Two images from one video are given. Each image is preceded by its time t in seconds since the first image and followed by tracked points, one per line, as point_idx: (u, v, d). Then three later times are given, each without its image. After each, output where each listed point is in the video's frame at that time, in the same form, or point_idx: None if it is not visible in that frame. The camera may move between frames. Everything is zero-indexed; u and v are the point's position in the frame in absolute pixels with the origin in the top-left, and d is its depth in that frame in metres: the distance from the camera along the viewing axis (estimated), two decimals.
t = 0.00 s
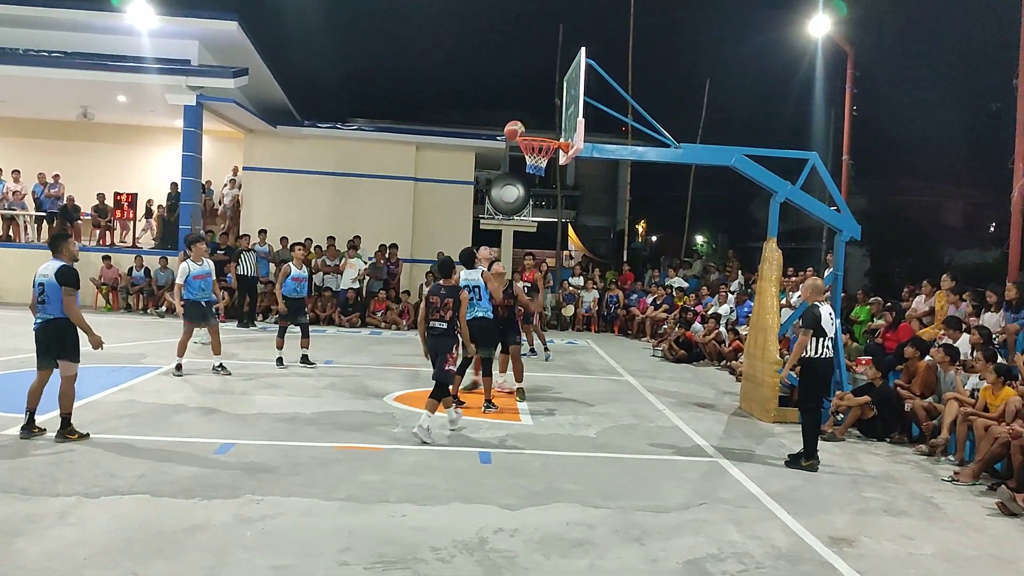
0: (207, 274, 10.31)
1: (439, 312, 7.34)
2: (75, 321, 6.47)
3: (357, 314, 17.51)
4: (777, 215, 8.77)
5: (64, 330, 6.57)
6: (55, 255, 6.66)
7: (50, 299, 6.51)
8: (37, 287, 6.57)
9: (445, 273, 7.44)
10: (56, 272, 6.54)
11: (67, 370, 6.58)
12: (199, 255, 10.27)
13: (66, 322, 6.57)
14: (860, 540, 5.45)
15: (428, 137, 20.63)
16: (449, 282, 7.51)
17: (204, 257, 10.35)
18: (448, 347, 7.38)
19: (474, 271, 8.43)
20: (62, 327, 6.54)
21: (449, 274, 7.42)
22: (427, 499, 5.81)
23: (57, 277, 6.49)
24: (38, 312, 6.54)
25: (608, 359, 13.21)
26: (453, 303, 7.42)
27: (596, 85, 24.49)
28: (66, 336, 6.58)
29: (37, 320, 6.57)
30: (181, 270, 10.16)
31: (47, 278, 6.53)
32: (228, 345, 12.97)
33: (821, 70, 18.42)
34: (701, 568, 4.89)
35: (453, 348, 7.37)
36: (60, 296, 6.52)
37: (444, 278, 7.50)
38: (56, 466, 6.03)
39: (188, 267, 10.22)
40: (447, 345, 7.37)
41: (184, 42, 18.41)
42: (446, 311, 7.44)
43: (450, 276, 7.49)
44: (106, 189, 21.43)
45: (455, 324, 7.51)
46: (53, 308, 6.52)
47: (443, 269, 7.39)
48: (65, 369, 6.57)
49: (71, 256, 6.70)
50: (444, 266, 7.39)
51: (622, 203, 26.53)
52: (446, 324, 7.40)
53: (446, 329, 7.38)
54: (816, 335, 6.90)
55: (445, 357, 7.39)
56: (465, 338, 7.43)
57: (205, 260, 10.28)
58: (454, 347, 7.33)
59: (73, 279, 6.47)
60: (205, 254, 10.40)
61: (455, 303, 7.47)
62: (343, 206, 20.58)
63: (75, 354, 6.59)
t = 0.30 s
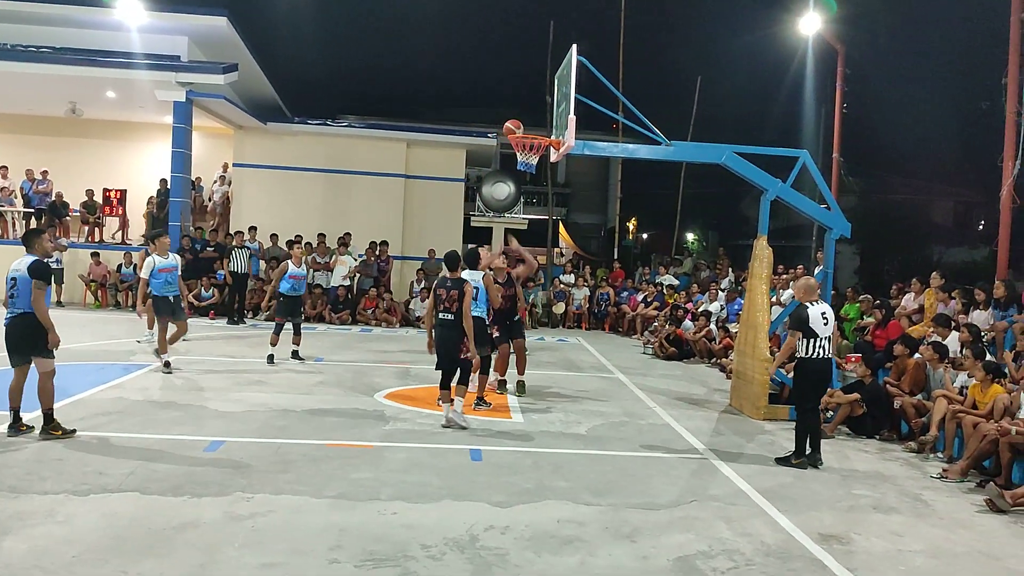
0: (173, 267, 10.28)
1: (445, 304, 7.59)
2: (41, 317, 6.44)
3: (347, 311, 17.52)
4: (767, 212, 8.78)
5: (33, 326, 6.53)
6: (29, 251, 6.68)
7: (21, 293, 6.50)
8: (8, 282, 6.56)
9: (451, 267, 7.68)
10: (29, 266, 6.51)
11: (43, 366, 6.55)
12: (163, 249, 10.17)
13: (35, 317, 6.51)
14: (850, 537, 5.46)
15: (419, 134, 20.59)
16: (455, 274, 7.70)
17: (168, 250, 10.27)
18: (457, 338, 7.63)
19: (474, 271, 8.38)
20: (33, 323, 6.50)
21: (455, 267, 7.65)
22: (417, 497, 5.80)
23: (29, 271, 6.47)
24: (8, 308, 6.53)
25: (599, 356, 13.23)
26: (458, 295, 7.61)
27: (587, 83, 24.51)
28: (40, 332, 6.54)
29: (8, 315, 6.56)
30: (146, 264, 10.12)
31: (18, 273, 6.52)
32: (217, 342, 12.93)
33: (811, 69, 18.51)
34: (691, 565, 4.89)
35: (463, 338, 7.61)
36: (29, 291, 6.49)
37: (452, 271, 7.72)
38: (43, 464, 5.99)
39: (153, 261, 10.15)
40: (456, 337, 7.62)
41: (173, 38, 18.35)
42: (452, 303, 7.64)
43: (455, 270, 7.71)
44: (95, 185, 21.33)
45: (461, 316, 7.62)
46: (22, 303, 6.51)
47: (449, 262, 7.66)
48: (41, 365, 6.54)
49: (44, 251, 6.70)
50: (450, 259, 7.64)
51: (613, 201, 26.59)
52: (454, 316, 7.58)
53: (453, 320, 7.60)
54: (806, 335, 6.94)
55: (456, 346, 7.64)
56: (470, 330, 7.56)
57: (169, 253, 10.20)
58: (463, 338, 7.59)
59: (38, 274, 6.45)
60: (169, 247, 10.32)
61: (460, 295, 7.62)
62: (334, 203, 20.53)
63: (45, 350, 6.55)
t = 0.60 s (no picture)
0: (143, 268, 10.19)
1: (451, 304, 7.62)
2: (27, 318, 6.44)
3: (342, 310, 17.53)
4: (761, 210, 8.80)
5: (17, 326, 6.52)
6: (14, 249, 6.67)
7: (6, 293, 6.49)
8: None
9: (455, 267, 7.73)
10: (14, 265, 6.50)
11: (26, 366, 6.61)
12: (134, 249, 10.14)
13: (19, 317, 6.53)
14: (844, 535, 5.47)
15: (413, 132, 20.58)
16: (458, 274, 7.76)
17: (140, 250, 10.21)
18: (463, 338, 7.67)
19: (485, 276, 8.46)
20: (18, 323, 6.51)
21: (458, 267, 7.70)
22: (412, 495, 5.80)
23: (15, 271, 6.46)
24: None
25: (593, 354, 13.25)
26: (465, 295, 7.68)
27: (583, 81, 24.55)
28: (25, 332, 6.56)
29: None
30: (117, 264, 10.12)
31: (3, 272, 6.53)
32: (211, 340, 12.91)
33: (805, 68, 18.56)
34: (685, 563, 4.90)
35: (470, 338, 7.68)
36: (14, 290, 6.49)
37: (456, 271, 7.77)
38: (37, 463, 5.98)
39: (123, 261, 10.15)
40: (463, 336, 7.68)
41: (167, 36, 18.30)
42: (457, 303, 7.71)
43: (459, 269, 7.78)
44: (89, 183, 21.27)
45: (468, 315, 7.74)
46: (6, 302, 6.51)
47: (453, 262, 7.68)
48: (23, 365, 6.59)
49: (28, 250, 6.71)
50: (454, 259, 7.68)
51: (608, 200, 26.62)
52: (461, 316, 7.66)
53: (460, 320, 7.67)
54: (816, 336, 6.77)
55: (462, 346, 7.68)
56: (477, 328, 7.70)
57: (141, 253, 10.16)
58: (468, 337, 7.63)
59: (22, 272, 6.42)
60: (142, 248, 10.28)
61: (468, 294, 7.72)
62: (328, 201, 20.52)
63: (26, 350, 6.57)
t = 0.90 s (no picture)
0: (115, 263, 10.26)
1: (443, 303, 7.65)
2: (23, 319, 6.48)
3: (335, 309, 17.50)
4: (754, 210, 8.81)
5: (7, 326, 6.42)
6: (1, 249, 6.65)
7: None
8: None
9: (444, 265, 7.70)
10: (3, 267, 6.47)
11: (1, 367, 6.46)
12: (105, 245, 10.15)
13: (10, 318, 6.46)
14: (836, 533, 5.49)
15: (406, 131, 20.57)
16: (447, 272, 7.75)
17: (109, 246, 10.25)
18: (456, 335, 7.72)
19: (482, 271, 8.39)
20: (7, 325, 6.40)
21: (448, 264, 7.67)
22: (406, 495, 5.79)
23: (4, 271, 6.45)
24: None
25: (587, 353, 13.28)
26: (455, 293, 7.72)
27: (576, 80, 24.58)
28: (11, 332, 6.49)
29: None
30: (89, 261, 9.95)
31: None
32: (203, 339, 12.89)
33: (799, 67, 18.60)
34: (678, 561, 4.90)
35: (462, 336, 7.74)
36: (4, 291, 6.45)
37: (444, 269, 7.76)
38: (29, 463, 5.95)
39: (95, 258, 10.04)
40: (455, 334, 7.72)
41: (159, 34, 18.25)
42: (449, 301, 7.73)
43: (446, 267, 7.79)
44: (81, 182, 21.22)
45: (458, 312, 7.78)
46: None
47: (443, 261, 7.63)
48: None
49: (14, 249, 6.70)
50: (444, 257, 7.62)
51: (601, 199, 26.65)
52: (452, 314, 7.71)
53: (452, 318, 7.71)
54: (827, 333, 6.69)
55: (456, 344, 7.72)
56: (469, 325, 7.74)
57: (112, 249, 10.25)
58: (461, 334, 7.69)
59: (10, 274, 6.45)
60: (111, 244, 10.33)
61: (456, 292, 7.74)
62: (321, 200, 20.50)
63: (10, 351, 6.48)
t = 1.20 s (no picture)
0: (76, 264, 10.21)
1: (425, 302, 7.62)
2: None
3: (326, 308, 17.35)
4: (745, 210, 8.83)
5: None
6: None
7: None
8: None
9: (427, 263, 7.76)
10: None
11: None
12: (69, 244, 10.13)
13: None
14: (826, 532, 5.51)
15: (398, 130, 20.54)
16: (431, 271, 7.77)
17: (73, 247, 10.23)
18: (438, 334, 7.75)
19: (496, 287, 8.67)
20: None
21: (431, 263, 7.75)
22: (397, 495, 5.79)
23: None
24: None
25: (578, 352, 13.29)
26: (438, 291, 7.67)
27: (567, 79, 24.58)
28: None
29: None
30: (50, 258, 9.92)
31: None
32: (192, 339, 12.85)
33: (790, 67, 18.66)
34: (669, 561, 4.91)
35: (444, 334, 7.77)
36: None
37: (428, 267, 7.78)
38: (17, 465, 5.92)
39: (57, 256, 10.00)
40: (437, 333, 7.74)
41: (148, 33, 18.18)
42: (430, 299, 7.69)
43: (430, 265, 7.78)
44: (69, 181, 21.11)
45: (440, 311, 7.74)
46: None
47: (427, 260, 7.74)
48: None
49: None
50: (427, 256, 7.75)
51: (592, 198, 26.67)
52: (434, 312, 7.68)
53: (433, 317, 7.69)
54: (820, 334, 6.68)
55: (438, 344, 7.75)
56: (450, 324, 7.73)
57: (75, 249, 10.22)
58: (443, 333, 7.72)
59: None
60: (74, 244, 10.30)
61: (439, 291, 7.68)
62: (312, 200, 20.46)
63: None
